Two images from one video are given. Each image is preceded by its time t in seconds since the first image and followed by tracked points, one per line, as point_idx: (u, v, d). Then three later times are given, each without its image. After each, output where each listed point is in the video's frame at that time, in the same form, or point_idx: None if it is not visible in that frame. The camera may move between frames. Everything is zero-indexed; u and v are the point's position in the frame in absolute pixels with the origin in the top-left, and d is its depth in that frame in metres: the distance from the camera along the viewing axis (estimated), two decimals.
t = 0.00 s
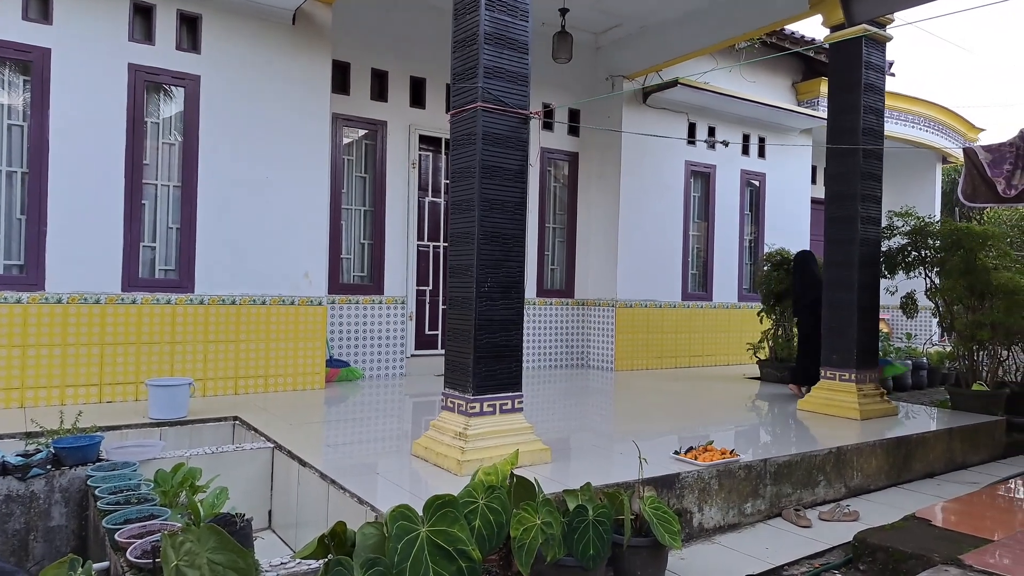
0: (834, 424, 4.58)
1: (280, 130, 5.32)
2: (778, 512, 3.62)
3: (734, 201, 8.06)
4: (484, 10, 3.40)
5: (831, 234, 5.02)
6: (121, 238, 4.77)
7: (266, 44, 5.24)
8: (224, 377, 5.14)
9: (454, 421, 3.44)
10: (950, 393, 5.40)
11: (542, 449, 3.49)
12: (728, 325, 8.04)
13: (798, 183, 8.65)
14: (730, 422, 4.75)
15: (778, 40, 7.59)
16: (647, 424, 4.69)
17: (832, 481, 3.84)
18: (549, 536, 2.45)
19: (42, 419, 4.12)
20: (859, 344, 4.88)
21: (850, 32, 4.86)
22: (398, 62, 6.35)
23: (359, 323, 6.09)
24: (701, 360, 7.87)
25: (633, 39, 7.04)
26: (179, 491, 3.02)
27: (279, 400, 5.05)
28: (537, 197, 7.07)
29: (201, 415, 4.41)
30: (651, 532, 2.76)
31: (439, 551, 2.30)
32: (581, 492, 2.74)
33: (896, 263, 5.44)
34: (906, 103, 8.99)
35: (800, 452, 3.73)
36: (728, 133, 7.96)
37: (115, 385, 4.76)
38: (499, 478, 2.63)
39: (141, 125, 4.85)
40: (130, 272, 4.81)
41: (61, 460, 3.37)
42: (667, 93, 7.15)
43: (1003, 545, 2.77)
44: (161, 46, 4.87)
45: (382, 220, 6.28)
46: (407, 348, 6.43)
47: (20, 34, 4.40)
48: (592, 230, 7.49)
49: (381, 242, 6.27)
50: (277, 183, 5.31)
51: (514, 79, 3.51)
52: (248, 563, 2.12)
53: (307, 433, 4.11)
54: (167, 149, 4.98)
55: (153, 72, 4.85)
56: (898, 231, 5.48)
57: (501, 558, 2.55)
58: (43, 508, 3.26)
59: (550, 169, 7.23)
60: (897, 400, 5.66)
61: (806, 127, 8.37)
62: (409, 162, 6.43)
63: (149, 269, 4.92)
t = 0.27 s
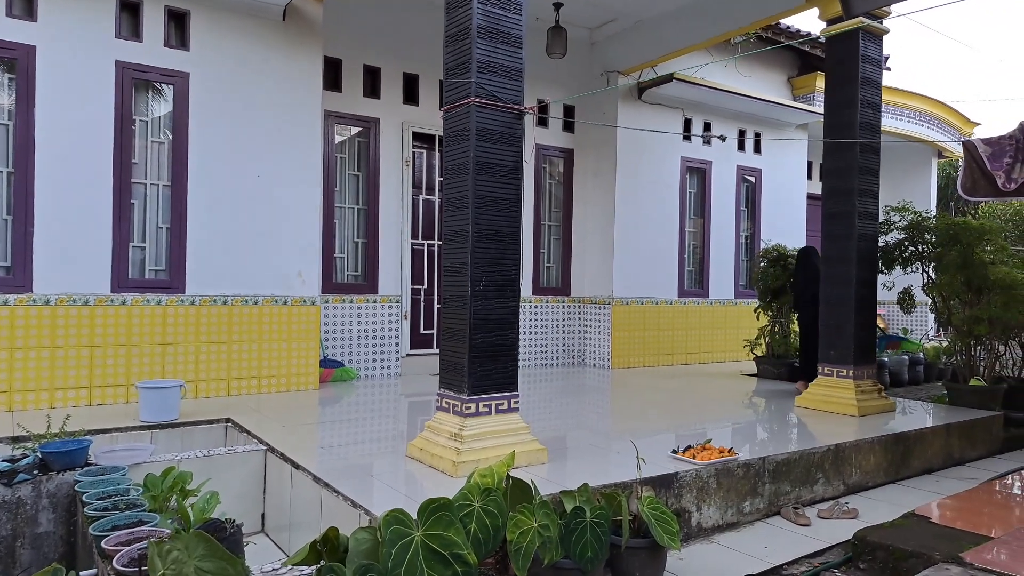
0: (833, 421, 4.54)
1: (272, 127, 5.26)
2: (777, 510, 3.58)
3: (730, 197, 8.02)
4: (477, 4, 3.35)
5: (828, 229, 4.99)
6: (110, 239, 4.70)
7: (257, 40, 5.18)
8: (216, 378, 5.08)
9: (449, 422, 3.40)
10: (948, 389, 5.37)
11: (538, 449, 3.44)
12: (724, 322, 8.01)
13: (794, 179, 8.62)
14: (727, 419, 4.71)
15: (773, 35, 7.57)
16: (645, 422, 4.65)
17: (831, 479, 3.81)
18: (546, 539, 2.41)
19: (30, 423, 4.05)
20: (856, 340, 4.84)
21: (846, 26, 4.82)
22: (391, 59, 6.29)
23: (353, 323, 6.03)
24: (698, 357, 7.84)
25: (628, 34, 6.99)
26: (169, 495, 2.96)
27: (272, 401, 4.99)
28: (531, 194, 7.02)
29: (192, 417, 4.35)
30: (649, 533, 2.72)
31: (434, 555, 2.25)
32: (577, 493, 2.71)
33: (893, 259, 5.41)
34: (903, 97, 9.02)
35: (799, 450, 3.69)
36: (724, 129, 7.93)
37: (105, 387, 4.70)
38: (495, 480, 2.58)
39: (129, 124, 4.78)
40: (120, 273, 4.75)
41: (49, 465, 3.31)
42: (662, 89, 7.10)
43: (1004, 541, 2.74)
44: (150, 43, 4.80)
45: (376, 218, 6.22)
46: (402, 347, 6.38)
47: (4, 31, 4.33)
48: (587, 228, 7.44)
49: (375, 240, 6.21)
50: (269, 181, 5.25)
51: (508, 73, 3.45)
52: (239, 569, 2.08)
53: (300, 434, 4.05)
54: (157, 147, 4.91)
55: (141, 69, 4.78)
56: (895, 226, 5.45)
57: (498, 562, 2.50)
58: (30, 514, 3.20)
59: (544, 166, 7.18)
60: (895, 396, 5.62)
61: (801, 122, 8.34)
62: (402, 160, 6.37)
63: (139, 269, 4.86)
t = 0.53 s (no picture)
0: (818, 424, 4.53)
1: (256, 122, 5.17)
2: (763, 514, 3.55)
3: (717, 198, 8.02)
4: None
5: (816, 232, 4.98)
6: (88, 233, 4.59)
7: (241, 33, 5.09)
8: (196, 376, 4.98)
9: (433, 423, 3.34)
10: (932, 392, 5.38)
11: (523, 451, 3.40)
12: (710, 323, 8.00)
13: (781, 181, 8.63)
14: (712, 421, 4.69)
15: (762, 37, 7.59)
16: (631, 424, 4.61)
17: (817, 482, 3.79)
18: (529, 544, 2.36)
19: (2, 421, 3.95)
20: (843, 343, 4.84)
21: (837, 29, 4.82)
22: (378, 54, 6.21)
23: (337, 321, 5.96)
24: (684, 359, 7.83)
25: (617, 34, 6.96)
26: (144, 496, 2.89)
27: (253, 400, 4.91)
28: (519, 193, 6.97)
29: (171, 416, 4.27)
30: (634, 538, 2.68)
31: (415, 560, 2.20)
32: (562, 496, 2.64)
33: (879, 262, 5.41)
34: (888, 102, 9.04)
35: (786, 453, 3.67)
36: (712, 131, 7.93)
37: (81, 385, 4.59)
38: (479, 483, 2.52)
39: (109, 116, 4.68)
40: (98, 268, 4.64)
41: (19, 464, 3.23)
42: (651, 89, 7.08)
43: (989, 547, 2.73)
44: (131, 34, 4.70)
45: (361, 216, 6.14)
46: (387, 346, 6.31)
47: None
48: (574, 228, 7.41)
49: (360, 238, 6.14)
50: (252, 177, 5.16)
51: (496, 70, 3.40)
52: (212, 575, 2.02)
53: (281, 434, 3.98)
54: (137, 141, 4.81)
55: (123, 61, 4.68)
56: (882, 229, 5.46)
57: (480, 567, 2.45)
58: None
59: (532, 165, 7.13)
60: (880, 399, 5.63)
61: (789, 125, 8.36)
62: (389, 157, 6.30)
63: (118, 265, 4.76)
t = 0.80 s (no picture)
0: (809, 424, 4.54)
1: (247, 116, 5.13)
2: (753, 513, 3.55)
3: (710, 198, 8.02)
4: None
5: (808, 232, 4.99)
6: (76, 227, 4.55)
7: (232, 26, 5.04)
8: (185, 372, 4.94)
9: (424, 421, 3.32)
10: (923, 393, 5.40)
11: (514, 450, 3.38)
12: (702, 323, 8.01)
13: (774, 181, 8.64)
14: (704, 421, 4.69)
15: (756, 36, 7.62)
16: (622, 423, 4.60)
17: (807, 482, 3.78)
18: (519, 543, 2.34)
19: None
20: (834, 343, 4.84)
21: (831, 28, 4.83)
22: (370, 49, 6.18)
23: (328, 318, 5.92)
24: (676, 358, 7.83)
25: (611, 31, 6.95)
26: (130, 493, 2.85)
27: (242, 396, 4.87)
28: (512, 191, 6.95)
29: (159, 412, 4.23)
30: (625, 537, 2.66)
31: (404, 559, 2.18)
32: (553, 495, 2.64)
33: (871, 263, 5.42)
34: (882, 102, 9.06)
35: (776, 453, 3.66)
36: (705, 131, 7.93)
37: (68, 380, 4.54)
38: (469, 481, 2.50)
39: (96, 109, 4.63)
40: (85, 263, 4.60)
41: (4, 461, 3.18)
42: (645, 88, 7.07)
43: (979, 547, 2.73)
44: (119, 26, 4.65)
45: (352, 212, 6.11)
46: (378, 344, 6.27)
47: None
48: (567, 226, 7.40)
49: (352, 234, 6.10)
50: (242, 172, 5.12)
51: (489, 65, 3.38)
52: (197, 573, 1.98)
53: (270, 431, 3.94)
54: (125, 134, 4.77)
55: (110, 53, 4.63)
56: (874, 230, 5.48)
57: (470, 567, 2.43)
58: None
59: (525, 163, 7.11)
60: (871, 400, 5.65)
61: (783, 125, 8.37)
62: (381, 153, 6.26)
63: (106, 259, 4.71)
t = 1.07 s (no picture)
0: (802, 423, 4.54)
1: (243, 102, 5.07)
2: (745, 511, 3.54)
3: (707, 195, 8.01)
4: None
5: (806, 230, 4.98)
6: (67, 210, 4.48)
7: (229, 10, 4.98)
8: (175, 360, 4.89)
9: (417, 413, 3.29)
10: (916, 394, 5.41)
11: (508, 443, 3.36)
12: (697, 320, 8.00)
13: (771, 180, 8.63)
14: (697, 418, 4.69)
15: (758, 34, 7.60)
16: (616, 418, 4.59)
17: (800, 481, 3.78)
18: (513, 537, 2.32)
19: None
20: (829, 342, 4.84)
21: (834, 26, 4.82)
22: (369, 37, 6.12)
23: (321, 308, 5.88)
24: (669, 355, 7.82)
25: (611, 25, 6.91)
26: (119, 481, 2.80)
27: (234, 385, 4.83)
28: (509, 183, 6.91)
29: (149, 399, 4.19)
30: (618, 532, 2.65)
31: (398, 552, 2.16)
32: (547, 489, 2.61)
33: (868, 263, 5.42)
34: (882, 103, 9.08)
35: (770, 451, 3.66)
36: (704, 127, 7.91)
37: (57, 365, 4.49)
38: (463, 475, 2.48)
39: (89, 91, 4.56)
40: (76, 247, 4.54)
41: None
42: (645, 83, 7.04)
43: (971, 548, 2.73)
44: (114, 7, 4.58)
45: (348, 201, 6.06)
46: (371, 335, 6.24)
47: None
48: (563, 220, 7.37)
49: (347, 224, 6.06)
50: (237, 158, 5.06)
51: (490, 55, 3.34)
52: (186, 564, 1.96)
53: (261, 421, 3.91)
54: (118, 117, 4.70)
55: (105, 34, 4.56)
56: (871, 231, 5.48)
57: (463, 561, 2.41)
58: None
59: (523, 156, 7.07)
60: (863, 400, 5.66)
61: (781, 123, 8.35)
62: (378, 142, 6.21)
63: (97, 244, 4.65)
